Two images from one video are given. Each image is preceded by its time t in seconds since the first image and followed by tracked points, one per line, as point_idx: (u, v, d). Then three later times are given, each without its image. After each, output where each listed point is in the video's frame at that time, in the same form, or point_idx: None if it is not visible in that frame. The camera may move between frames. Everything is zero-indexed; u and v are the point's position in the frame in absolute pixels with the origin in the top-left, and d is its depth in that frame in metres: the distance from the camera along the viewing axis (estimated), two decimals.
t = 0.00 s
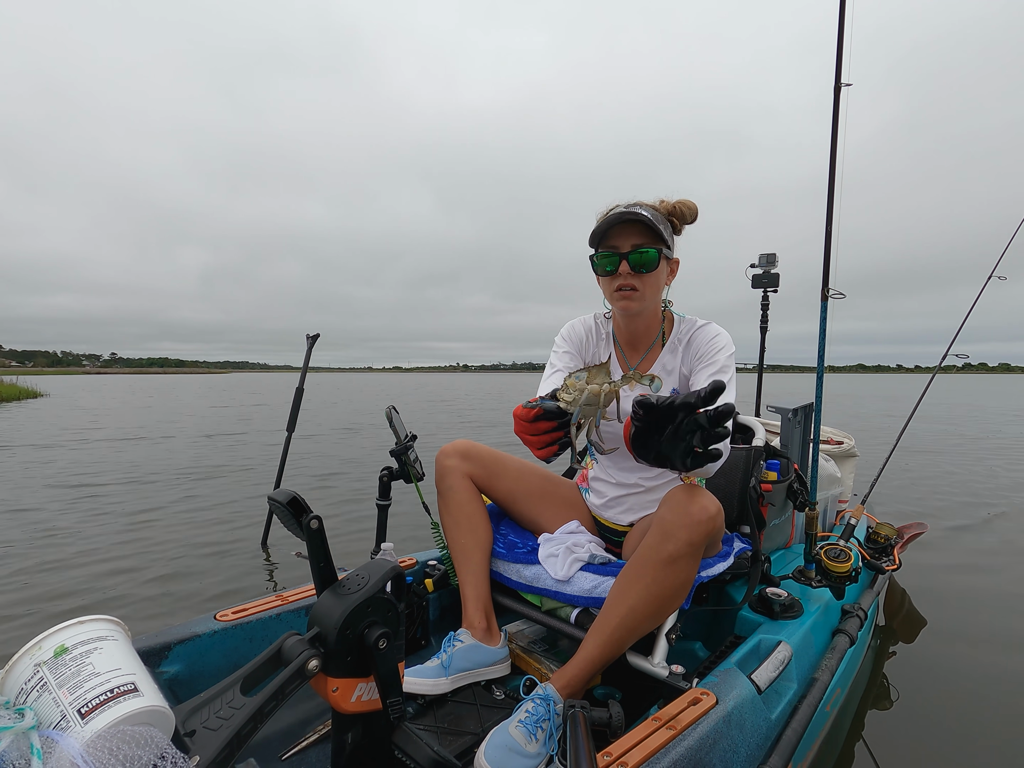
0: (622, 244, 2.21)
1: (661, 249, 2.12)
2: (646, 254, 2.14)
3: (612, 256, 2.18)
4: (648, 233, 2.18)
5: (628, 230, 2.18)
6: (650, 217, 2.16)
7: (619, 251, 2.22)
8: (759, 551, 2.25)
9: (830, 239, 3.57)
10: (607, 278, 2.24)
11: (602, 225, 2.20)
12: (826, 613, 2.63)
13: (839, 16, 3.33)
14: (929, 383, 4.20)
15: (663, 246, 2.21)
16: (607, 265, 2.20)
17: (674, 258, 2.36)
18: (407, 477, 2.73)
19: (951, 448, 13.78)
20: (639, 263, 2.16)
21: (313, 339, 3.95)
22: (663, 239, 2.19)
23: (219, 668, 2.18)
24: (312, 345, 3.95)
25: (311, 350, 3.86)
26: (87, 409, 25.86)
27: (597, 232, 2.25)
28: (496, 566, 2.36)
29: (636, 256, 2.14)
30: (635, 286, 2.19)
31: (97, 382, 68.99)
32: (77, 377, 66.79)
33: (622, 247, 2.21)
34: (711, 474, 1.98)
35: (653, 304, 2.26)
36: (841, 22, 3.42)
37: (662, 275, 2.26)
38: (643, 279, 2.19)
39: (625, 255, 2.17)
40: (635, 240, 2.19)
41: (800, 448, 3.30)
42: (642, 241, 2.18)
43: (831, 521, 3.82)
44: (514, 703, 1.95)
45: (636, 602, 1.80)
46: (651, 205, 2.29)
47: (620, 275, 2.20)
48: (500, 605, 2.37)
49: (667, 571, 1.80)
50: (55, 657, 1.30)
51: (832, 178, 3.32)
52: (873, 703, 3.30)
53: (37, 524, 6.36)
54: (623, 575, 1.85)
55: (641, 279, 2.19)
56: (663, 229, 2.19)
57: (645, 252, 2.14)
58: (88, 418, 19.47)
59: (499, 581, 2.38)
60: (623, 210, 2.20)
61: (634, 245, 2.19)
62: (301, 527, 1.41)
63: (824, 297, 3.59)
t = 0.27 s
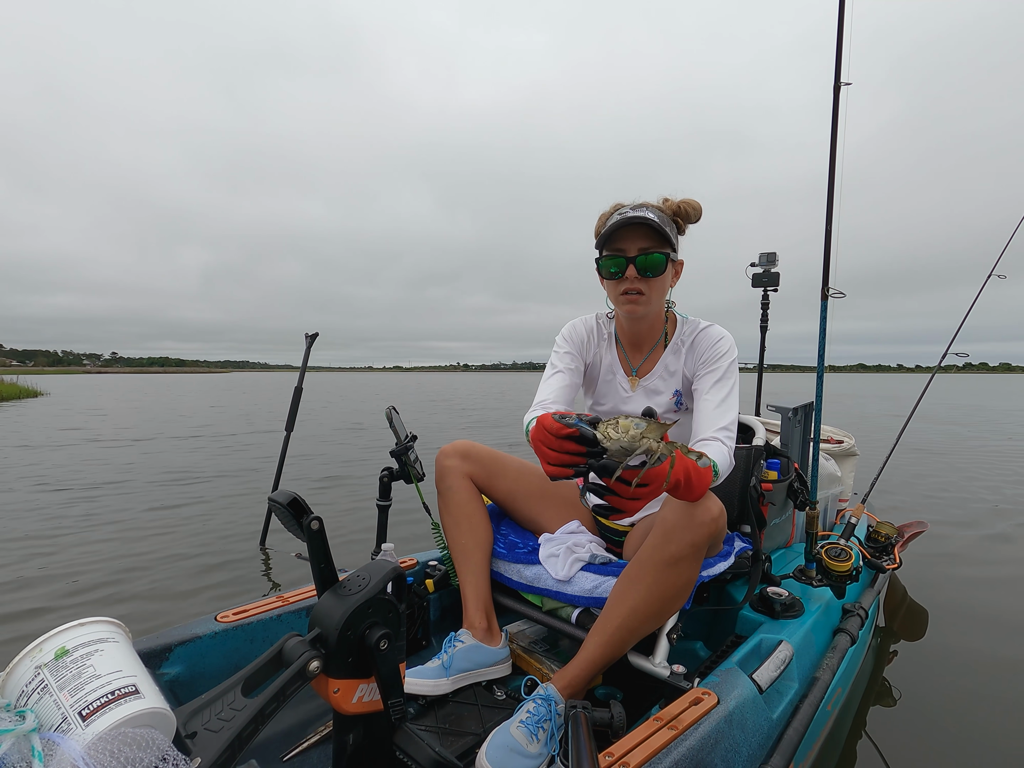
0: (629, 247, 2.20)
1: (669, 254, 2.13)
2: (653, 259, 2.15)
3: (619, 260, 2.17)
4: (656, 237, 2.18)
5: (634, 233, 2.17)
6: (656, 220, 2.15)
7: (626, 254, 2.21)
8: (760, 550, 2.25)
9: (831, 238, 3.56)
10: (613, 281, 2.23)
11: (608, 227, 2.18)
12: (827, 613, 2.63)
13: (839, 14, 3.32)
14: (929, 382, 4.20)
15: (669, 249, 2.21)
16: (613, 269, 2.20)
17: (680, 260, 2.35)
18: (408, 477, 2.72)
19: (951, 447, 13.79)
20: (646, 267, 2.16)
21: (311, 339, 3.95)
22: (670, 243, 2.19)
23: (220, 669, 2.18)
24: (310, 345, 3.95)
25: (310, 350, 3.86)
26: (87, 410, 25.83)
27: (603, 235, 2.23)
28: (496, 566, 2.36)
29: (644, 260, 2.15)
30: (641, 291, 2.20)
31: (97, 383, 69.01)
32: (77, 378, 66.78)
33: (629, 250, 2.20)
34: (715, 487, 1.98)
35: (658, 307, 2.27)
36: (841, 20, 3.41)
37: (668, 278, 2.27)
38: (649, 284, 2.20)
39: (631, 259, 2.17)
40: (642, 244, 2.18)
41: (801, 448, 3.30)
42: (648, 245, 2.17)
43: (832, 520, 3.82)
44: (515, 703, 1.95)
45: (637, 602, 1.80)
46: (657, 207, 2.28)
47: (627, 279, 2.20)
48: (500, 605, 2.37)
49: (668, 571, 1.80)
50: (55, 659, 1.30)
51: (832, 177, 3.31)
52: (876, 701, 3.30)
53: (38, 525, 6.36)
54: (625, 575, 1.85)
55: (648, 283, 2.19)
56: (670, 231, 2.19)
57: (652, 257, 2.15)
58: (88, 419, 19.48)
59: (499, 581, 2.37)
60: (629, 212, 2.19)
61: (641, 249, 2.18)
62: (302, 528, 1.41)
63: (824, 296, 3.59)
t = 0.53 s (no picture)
0: (634, 246, 2.19)
1: (674, 254, 2.13)
2: (658, 260, 2.15)
3: (623, 260, 2.17)
4: (660, 237, 2.18)
5: (639, 233, 2.16)
6: (661, 220, 2.15)
7: (630, 253, 2.20)
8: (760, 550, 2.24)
9: (830, 238, 3.56)
10: (616, 280, 2.23)
11: (612, 227, 2.18)
12: (827, 612, 2.63)
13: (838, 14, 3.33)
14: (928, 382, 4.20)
15: (673, 249, 2.22)
16: (618, 268, 2.19)
17: (681, 260, 2.36)
18: (408, 477, 2.73)
19: (951, 448, 13.79)
20: (651, 267, 2.16)
21: (310, 339, 3.96)
22: (673, 243, 2.19)
23: (221, 670, 2.18)
24: (310, 345, 3.95)
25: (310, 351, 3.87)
26: (88, 412, 25.87)
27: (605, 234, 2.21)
28: (497, 566, 2.36)
29: (649, 261, 2.15)
30: (645, 291, 2.20)
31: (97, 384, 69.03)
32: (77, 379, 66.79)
33: (633, 250, 2.19)
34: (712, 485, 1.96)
35: (660, 308, 2.28)
36: (839, 20, 3.42)
37: (670, 279, 2.27)
38: (653, 284, 2.20)
39: (636, 260, 2.17)
40: (646, 244, 2.17)
41: (801, 447, 3.30)
42: (653, 245, 2.17)
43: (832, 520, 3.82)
44: (515, 703, 1.95)
45: (637, 603, 1.80)
46: (659, 207, 2.28)
47: (632, 279, 2.20)
48: (501, 605, 2.37)
49: (669, 572, 1.80)
50: (56, 659, 1.30)
51: (832, 177, 3.31)
52: (879, 699, 3.32)
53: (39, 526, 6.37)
54: (625, 576, 1.85)
55: (652, 283, 2.20)
56: (673, 231, 2.19)
57: (657, 257, 2.16)
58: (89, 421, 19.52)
59: (500, 581, 2.37)
60: (633, 211, 2.18)
61: (645, 248, 2.18)
62: (302, 528, 1.41)
63: (823, 295, 3.59)
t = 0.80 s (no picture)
0: (634, 248, 2.19)
1: (674, 255, 2.13)
2: (659, 261, 2.15)
3: (625, 262, 2.16)
4: (660, 237, 2.19)
5: (640, 234, 2.16)
6: (661, 221, 2.15)
7: (630, 255, 2.20)
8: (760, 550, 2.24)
9: (830, 238, 3.57)
10: (618, 282, 2.22)
11: (613, 229, 2.17)
12: (826, 613, 2.63)
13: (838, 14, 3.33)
14: (928, 383, 4.20)
15: (674, 250, 2.22)
16: (619, 270, 2.19)
17: (681, 261, 2.36)
18: (408, 477, 2.73)
19: (952, 449, 13.79)
20: (653, 268, 2.16)
21: (310, 339, 3.96)
22: (674, 244, 2.20)
23: (220, 669, 2.18)
24: (309, 345, 3.96)
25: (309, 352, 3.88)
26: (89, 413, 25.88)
27: (606, 236, 2.21)
28: (496, 566, 2.36)
29: (651, 262, 2.15)
30: (646, 293, 2.20)
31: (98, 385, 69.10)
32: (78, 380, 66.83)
33: (633, 251, 2.20)
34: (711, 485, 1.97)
35: (661, 309, 2.29)
36: (839, 20, 3.42)
37: (671, 280, 2.28)
38: (655, 285, 2.20)
39: (638, 261, 2.17)
40: (647, 245, 2.18)
41: (800, 448, 3.30)
42: (654, 246, 2.18)
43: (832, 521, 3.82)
44: (514, 703, 1.95)
45: (637, 604, 1.80)
46: (659, 208, 2.28)
47: (632, 281, 2.20)
48: (500, 605, 2.37)
49: (669, 574, 1.80)
50: (56, 657, 1.30)
51: (831, 177, 3.31)
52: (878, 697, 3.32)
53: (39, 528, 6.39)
54: (625, 576, 1.85)
55: (652, 285, 2.20)
56: (674, 232, 2.19)
57: (657, 258, 2.16)
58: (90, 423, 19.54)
59: (499, 581, 2.38)
60: (633, 212, 2.18)
61: (646, 250, 2.18)
62: (301, 527, 1.41)
63: (823, 296, 3.59)
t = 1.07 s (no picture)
0: (642, 248, 2.19)
1: (683, 255, 2.13)
2: (669, 261, 2.15)
3: (634, 262, 2.16)
4: (668, 238, 2.19)
5: (648, 235, 2.16)
6: (669, 222, 2.15)
7: (639, 256, 2.19)
8: (760, 551, 2.24)
9: (831, 239, 3.57)
10: (627, 282, 2.21)
11: (620, 230, 2.17)
12: (826, 614, 2.63)
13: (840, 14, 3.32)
14: (928, 384, 4.20)
15: (681, 251, 2.22)
16: (628, 270, 2.18)
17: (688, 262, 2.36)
18: (408, 477, 2.73)
19: (953, 450, 13.77)
20: (662, 269, 2.16)
21: (309, 339, 3.96)
22: (682, 244, 2.20)
23: (219, 669, 2.18)
24: (309, 345, 3.96)
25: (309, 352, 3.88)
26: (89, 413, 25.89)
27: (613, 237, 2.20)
28: (495, 566, 2.36)
29: (659, 263, 2.15)
30: (655, 294, 2.20)
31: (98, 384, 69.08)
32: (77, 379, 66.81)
33: (642, 252, 2.19)
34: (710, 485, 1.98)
35: (668, 310, 2.29)
36: (841, 20, 3.42)
37: (678, 281, 2.28)
38: (663, 286, 2.20)
39: (648, 261, 2.16)
40: (656, 245, 2.17)
41: (800, 449, 3.30)
42: (662, 247, 2.17)
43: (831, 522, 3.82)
44: (513, 703, 1.95)
45: (637, 604, 1.80)
46: (666, 208, 2.27)
47: (641, 281, 2.19)
48: (499, 605, 2.37)
49: (669, 574, 1.80)
50: (54, 657, 1.30)
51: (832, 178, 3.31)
52: (876, 692, 3.35)
53: (39, 529, 6.39)
54: (626, 576, 1.85)
55: (661, 285, 2.20)
56: (682, 232, 2.19)
57: (667, 259, 2.15)
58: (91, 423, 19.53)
59: (498, 581, 2.38)
60: (641, 213, 2.17)
61: (655, 250, 2.18)
62: (301, 527, 1.41)
63: (824, 297, 3.59)
